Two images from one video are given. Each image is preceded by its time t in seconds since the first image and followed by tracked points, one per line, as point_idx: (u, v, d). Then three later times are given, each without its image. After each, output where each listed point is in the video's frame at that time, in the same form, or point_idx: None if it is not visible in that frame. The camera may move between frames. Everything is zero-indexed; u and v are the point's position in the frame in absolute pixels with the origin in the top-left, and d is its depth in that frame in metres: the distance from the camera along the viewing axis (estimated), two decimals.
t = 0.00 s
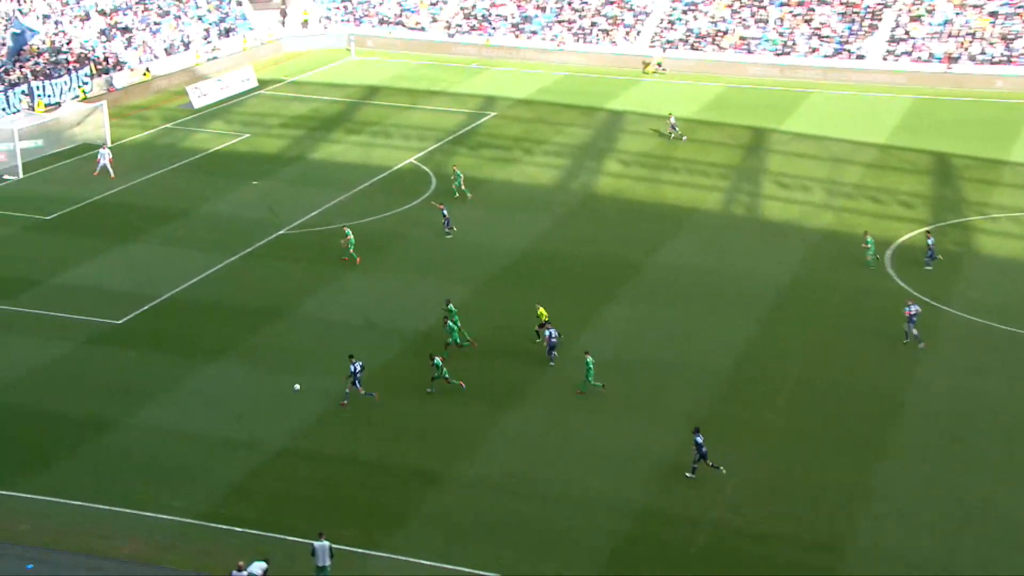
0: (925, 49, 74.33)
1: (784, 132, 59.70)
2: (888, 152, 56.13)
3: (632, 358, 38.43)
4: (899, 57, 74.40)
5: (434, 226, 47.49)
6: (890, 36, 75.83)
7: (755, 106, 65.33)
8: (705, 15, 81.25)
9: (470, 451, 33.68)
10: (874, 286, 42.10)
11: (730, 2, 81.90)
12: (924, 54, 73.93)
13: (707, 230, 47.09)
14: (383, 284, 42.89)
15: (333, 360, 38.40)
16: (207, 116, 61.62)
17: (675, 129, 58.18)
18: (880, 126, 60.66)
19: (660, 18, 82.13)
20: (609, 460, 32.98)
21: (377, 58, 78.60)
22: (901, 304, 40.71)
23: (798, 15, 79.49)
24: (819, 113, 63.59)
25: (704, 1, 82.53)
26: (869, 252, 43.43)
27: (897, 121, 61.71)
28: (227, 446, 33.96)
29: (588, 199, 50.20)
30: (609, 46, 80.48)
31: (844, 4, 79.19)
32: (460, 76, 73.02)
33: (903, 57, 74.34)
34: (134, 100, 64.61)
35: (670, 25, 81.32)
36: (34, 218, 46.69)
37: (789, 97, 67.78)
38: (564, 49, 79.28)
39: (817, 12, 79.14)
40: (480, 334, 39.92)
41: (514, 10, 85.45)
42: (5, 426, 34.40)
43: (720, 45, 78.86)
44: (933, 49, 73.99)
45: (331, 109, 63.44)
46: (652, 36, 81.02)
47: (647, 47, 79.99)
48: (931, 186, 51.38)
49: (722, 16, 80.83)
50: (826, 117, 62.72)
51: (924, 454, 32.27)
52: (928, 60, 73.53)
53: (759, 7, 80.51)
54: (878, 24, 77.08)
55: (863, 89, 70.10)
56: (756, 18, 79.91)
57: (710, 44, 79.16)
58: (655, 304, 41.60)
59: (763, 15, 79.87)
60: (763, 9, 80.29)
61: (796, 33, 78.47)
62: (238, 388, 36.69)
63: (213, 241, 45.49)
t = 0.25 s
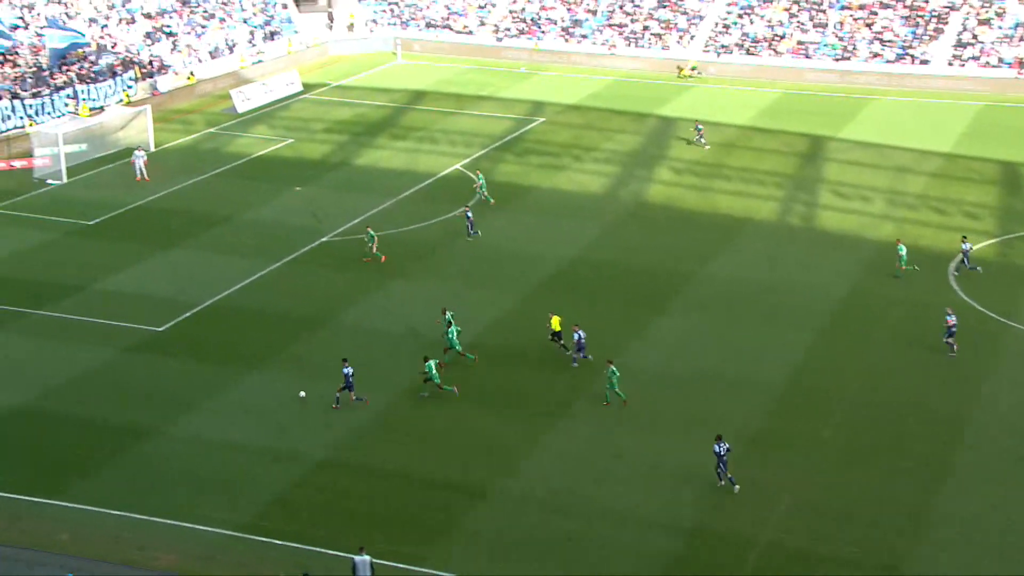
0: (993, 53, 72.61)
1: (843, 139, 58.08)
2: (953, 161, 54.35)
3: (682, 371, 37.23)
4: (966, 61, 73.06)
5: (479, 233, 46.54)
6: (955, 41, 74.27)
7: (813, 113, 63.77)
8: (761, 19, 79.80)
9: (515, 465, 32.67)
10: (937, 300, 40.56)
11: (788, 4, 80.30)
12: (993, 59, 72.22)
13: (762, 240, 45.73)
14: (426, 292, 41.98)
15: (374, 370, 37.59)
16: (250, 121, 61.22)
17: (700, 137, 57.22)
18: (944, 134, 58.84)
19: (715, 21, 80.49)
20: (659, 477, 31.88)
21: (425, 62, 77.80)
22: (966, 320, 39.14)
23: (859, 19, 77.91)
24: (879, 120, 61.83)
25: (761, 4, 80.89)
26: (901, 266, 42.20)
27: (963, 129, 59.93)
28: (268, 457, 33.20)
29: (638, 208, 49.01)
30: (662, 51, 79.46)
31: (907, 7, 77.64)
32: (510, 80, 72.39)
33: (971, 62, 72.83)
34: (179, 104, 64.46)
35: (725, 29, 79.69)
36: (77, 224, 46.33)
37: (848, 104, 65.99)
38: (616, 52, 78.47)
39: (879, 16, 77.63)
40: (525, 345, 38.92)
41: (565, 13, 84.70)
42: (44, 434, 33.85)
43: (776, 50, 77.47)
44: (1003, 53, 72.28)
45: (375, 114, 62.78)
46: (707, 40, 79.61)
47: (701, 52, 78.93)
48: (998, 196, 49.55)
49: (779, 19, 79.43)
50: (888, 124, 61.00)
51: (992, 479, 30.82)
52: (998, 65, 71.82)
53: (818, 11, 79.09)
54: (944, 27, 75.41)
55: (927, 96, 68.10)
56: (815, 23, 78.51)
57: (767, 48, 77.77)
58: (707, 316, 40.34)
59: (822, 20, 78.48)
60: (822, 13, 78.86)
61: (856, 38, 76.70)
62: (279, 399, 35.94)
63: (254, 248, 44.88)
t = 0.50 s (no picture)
0: None
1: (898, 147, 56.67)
2: (1013, 168, 52.84)
3: (730, 384, 36.14)
4: None
5: (522, 240, 45.74)
6: (1018, 45, 72.75)
7: (866, 119, 62.34)
8: (813, 23, 78.65)
9: (557, 478, 31.77)
10: (997, 315, 39.25)
11: (841, 7, 79.47)
12: None
13: (812, 250, 44.53)
14: (466, 301, 41.20)
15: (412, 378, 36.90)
16: (289, 125, 60.89)
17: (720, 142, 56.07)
18: (1004, 141, 57.25)
19: (766, 25, 79.63)
20: (707, 494, 30.85)
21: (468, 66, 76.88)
22: None
23: (916, 22, 76.86)
24: (936, 127, 60.30)
25: (813, 7, 79.91)
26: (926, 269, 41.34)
27: None
28: (305, 467, 32.54)
29: (685, 216, 47.94)
30: (709, 55, 78.28)
31: (966, 10, 76.36)
32: (555, 84, 71.58)
33: None
34: (219, 107, 64.30)
35: (775, 33, 78.75)
36: (115, 229, 46.07)
37: (904, 110, 64.43)
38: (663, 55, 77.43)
39: (937, 19, 76.50)
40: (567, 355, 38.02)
41: (610, 16, 83.50)
42: (80, 441, 33.39)
43: (829, 54, 76.16)
44: None
45: (416, 118, 62.22)
46: (756, 43, 78.69)
47: (750, 56, 77.69)
48: None
49: (832, 23, 78.33)
50: (946, 130, 59.61)
51: None
52: None
53: (873, 14, 78.16)
54: (1004, 31, 74.03)
55: (985, 102, 66.61)
56: (869, 27, 77.40)
57: (819, 53, 76.42)
58: (755, 328, 39.22)
59: (876, 23, 77.48)
60: (878, 16, 77.97)
61: (913, 41, 75.85)
62: (317, 408, 35.31)
63: (292, 254, 44.36)
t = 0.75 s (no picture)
0: None
1: (945, 155, 55.41)
2: None
3: (770, 397, 35.13)
4: None
5: (557, 249, 44.95)
6: None
7: (912, 126, 61.14)
8: (857, 28, 77.83)
9: (593, 492, 30.90)
10: None
11: (887, 12, 78.50)
12: None
13: (854, 261, 43.43)
14: (499, 310, 40.44)
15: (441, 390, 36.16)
16: (320, 131, 60.46)
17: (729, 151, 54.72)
18: None
19: (808, 30, 78.60)
20: (748, 510, 29.88)
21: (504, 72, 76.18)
22: None
23: (965, 28, 75.61)
24: (983, 135, 59.02)
25: (857, 12, 79.13)
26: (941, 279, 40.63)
27: None
28: (335, 479, 31.87)
29: (723, 225, 46.96)
30: (750, 61, 77.08)
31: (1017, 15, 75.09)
32: (592, 90, 70.80)
33: None
34: (249, 113, 63.77)
35: (818, 39, 77.75)
36: (146, 235, 45.74)
37: (951, 118, 63.07)
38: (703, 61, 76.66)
39: (987, 24, 75.26)
40: (603, 367, 37.17)
41: (648, 21, 83.01)
42: (108, 450, 32.87)
43: (873, 60, 75.27)
44: None
45: (449, 124, 61.63)
46: (798, 49, 77.59)
47: (792, 62, 76.53)
48: None
49: (877, 28, 77.35)
50: (995, 138, 58.34)
51: None
52: None
53: (920, 19, 76.98)
54: None
55: None
56: (915, 32, 76.20)
57: (864, 58, 75.60)
58: (796, 340, 38.21)
59: (924, 28, 76.22)
60: (925, 21, 76.67)
61: (961, 47, 74.25)
62: (347, 419, 34.65)
63: (323, 262, 43.79)
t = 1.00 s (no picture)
0: None
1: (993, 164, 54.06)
2: None
3: (811, 413, 34.06)
4: None
5: (591, 258, 44.06)
6: None
7: (959, 134, 59.84)
8: (902, 33, 76.66)
9: (628, 509, 29.95)
10: None
11: (934, 16, 77.19)
12: None
13: (899, 273, 42.26)
14: (531, 321, 39.59)
15: (472, 402, 35.36)
16: (350, 138, 59.93)
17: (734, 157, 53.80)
18: None
19: (851, 35, 77.56)
20: (788, 528, 28.86)
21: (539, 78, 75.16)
22: None
23: (1015, 32, 74.17)
24: None
25: (903, 16, 77.87)
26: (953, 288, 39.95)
27: None
28: (362, 492, 31.11)
29: (762, 235, 45.88)
30: (790, 66, 76.28)
31: None
32: (627, 96, 69.95)
33: None
34: (279, 119, 63.41)
35: (861, 44, 76.66)
36: (175, 242, 45.32)
37: (998, 125, 61.67)
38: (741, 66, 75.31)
39: None
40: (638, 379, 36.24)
41: (685, 26, 81.96)
42: (131, 460, 32.30)
43: (919, 66, 74.07)
44: None
45: (481, 131, 60.94)
46: (841, 55, 76.54)
47: (834, 68, 75.51)
48: None
49: (923, 32, 76.15)
50: None
51: None
52: None
53: (968, 24, 75.79)
54: None
55: None
56: (963, 37, 74.99)
57: (909, 64, 74.50)
58: (837, 353, 37.10)
59: (972, 33, 75.01)
60: (973, 26, 75.54)
61: (1010, 52, 72.86)
62: (375, 431, 33.91)
63: (352, 271, 43.13)
